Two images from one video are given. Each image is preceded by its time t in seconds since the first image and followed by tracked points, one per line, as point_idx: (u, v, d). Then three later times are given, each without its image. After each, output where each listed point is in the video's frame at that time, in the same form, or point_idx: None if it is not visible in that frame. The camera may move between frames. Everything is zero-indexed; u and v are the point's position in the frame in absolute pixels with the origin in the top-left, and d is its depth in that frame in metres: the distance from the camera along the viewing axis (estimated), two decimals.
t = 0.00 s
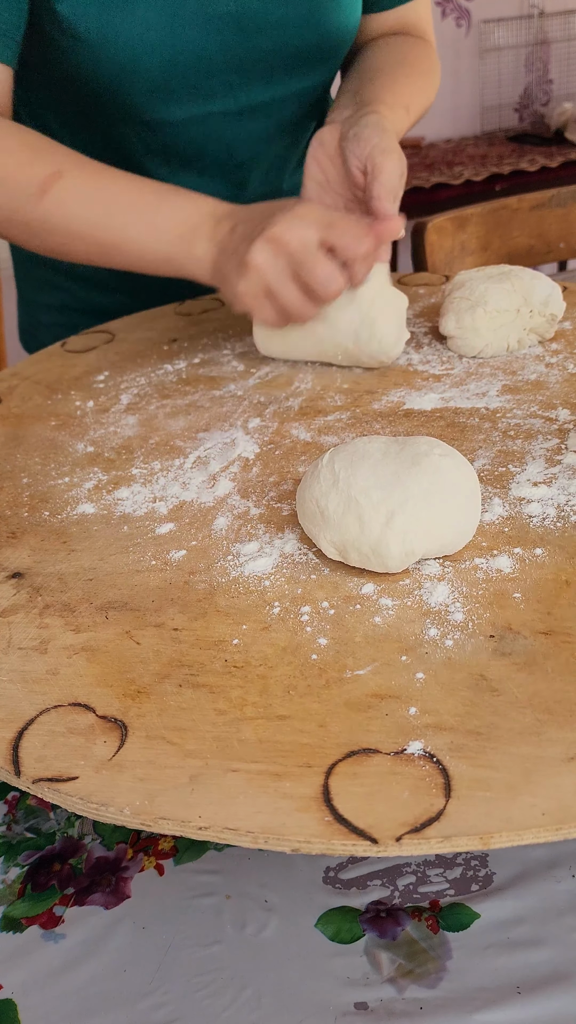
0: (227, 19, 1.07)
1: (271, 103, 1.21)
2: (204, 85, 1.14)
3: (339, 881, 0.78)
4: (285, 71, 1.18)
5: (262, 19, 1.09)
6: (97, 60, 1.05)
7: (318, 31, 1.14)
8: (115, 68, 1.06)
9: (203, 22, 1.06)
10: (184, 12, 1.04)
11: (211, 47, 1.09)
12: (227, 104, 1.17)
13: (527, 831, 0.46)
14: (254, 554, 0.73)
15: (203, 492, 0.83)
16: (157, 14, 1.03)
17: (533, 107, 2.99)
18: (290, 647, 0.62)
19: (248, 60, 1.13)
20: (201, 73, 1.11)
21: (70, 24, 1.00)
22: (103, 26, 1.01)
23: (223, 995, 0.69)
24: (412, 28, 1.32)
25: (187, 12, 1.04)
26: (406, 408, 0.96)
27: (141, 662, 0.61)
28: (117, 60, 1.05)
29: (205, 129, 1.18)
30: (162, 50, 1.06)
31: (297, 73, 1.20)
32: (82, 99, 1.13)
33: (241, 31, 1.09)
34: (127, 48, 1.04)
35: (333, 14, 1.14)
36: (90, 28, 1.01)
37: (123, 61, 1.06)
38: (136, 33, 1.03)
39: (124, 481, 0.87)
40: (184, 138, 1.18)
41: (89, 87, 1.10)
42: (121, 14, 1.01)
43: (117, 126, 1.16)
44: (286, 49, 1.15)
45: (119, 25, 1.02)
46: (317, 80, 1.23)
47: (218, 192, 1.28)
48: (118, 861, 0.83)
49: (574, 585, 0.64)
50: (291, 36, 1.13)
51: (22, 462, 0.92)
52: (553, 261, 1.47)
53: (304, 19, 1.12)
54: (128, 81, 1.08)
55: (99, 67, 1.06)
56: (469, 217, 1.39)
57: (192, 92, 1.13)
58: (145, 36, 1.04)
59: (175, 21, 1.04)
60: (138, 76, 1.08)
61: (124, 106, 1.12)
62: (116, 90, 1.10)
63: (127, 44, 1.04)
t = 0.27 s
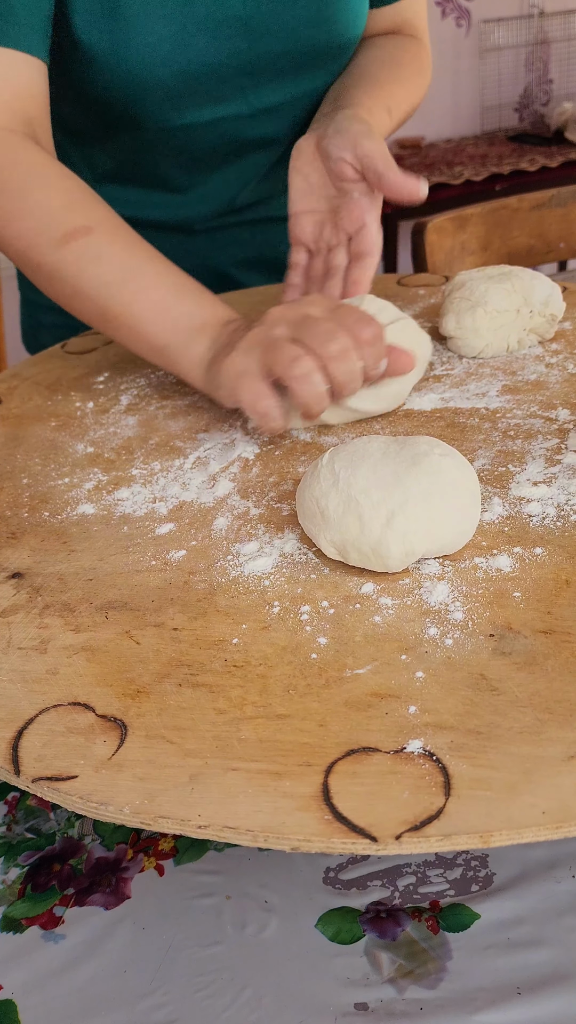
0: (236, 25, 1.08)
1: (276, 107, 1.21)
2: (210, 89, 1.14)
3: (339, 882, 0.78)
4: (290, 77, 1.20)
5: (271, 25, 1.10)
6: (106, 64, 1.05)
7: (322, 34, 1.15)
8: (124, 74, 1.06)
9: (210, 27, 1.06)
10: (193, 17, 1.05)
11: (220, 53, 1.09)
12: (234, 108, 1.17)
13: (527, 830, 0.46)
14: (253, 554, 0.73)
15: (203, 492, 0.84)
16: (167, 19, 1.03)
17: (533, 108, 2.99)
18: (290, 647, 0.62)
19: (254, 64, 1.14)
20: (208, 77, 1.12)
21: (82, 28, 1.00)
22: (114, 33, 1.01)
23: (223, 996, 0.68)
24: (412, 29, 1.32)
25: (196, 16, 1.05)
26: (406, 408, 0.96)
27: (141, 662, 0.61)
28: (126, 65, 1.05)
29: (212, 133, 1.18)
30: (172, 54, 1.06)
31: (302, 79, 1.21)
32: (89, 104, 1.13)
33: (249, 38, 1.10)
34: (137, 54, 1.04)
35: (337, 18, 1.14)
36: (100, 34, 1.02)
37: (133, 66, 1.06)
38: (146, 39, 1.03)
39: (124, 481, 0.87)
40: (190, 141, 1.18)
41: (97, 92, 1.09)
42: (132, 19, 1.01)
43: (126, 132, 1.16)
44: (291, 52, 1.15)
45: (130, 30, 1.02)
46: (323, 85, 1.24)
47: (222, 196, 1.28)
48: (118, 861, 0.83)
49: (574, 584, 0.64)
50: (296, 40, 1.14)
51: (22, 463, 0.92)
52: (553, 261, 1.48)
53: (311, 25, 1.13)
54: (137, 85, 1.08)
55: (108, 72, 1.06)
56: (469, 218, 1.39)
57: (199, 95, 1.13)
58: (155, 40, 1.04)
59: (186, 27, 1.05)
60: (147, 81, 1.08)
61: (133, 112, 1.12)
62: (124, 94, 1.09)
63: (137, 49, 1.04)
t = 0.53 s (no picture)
0: (231, 37, 1.07)
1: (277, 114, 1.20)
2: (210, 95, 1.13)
3: (339, 882, 0.78)
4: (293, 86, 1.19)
5: (266, 37, 1.09)
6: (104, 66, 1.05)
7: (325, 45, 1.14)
8: (115, 77, 1.06)
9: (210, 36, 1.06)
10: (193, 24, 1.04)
11: (213, 62, 1.09)
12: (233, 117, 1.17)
13: (527, 830, 0.45)
14: (253, 554, 0.73)
15: (203, 492, 0.84)
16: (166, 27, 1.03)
17: (533, 108, 2.99)
18: (290, 646, 0.62)
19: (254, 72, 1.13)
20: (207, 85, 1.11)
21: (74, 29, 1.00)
22: (105, 37, 1.02)
23: (223, 996, 0.68)
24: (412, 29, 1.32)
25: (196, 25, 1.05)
26: (406, 408, 0.96)
27: (141, 661, 0.61)
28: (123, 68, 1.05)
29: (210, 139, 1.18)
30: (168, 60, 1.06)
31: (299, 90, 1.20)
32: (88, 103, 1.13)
33: (244, 49, 1.10)
34: (128, 58, 1.04)
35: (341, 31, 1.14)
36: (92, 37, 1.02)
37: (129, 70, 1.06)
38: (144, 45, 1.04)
39: (124, 481, 0.87)
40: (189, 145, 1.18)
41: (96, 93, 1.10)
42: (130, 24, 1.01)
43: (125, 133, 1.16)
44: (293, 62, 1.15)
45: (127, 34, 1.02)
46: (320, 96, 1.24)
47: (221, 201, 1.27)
48: (118, 861, 0.83)
49: (574, 584, 0.64)
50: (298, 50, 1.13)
51: (22, 463, 0.92)
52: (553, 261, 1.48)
53: (307, 38, 1.12)
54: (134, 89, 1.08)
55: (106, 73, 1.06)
56: (469, 218, 1.39)
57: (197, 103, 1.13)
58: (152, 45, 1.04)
59: (178, 37, 1.04)
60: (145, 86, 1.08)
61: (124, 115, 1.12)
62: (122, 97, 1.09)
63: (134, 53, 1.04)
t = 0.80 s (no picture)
0: (234, 30, 1.08)
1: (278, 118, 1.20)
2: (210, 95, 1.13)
3: (339, 882, 0.78)
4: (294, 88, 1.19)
5: (270, 32, 1.10)
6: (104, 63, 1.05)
7: (325, 45, 1.14)
8: (119, 74, 1.06)
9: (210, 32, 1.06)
10: (194, 21, 1.05)
11: (218, 58, 1.09)
12: (234, 117, 1.16)
13: (527, 830, 0.46)
14: (253, 554, 0.73)
15: (203, 492, 0.84)
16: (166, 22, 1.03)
17: (533, 107, 3.00)
18: (290, 647, 0.62)
19: (255, 72, 1.13)
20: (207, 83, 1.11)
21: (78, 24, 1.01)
22: (109, 31, 1.02)
23: (222, 996, 0.68)
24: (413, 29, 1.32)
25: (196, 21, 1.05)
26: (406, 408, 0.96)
27: (141, 661, 0.61)
28: (123, 64, 1.05)
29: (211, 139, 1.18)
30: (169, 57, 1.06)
31: (304, 90, 1.20)
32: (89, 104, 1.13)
33: (248, 45, 1.10)
34: (133, 53, 1.04)
35: (340, 31, 1.14)
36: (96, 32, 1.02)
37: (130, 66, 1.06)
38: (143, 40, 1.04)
39: (124, 481, 0.87)
40: (189, 147, 1.18)
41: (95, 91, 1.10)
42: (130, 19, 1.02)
43: (125, 134, 1.16)
44: (293, 62, 1.15)
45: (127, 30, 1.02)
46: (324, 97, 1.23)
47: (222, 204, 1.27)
48: (118, 861, 0.83)
49: (574, 584, 0.64)
50: (299, 50, 1.13)
51: (22, 463, 0.92)
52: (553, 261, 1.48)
53: (312, 35, 1.12)
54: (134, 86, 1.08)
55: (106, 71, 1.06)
56: (469, 217, 1.39)
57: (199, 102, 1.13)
58: (152, 42, 1.04)
59: (182, 29, 1.05)
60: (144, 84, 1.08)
61: (129, 114, 1.12)
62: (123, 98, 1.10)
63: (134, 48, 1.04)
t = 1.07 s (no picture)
0: (236, 31, 1.08)
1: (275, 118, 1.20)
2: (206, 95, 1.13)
3: (339, 882, 0.78)
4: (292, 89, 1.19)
5: (268, 34, 1.10)
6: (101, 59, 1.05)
7: (324, 49, 1.15)
8: (116, 70, 1.07)
9: (209, 33, 1.07)
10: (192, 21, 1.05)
11: (217, 58, 1.10)
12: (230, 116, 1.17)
13: (526, 829, 0.46)
14: (253, 554, 0.73)
15: (203, 492, 0.83)
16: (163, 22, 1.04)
17: (533, 108, 3.00)
18: (290, 646, 0.62)
19: (252, 71, 1.13)
20: (204, 81, 1.11)
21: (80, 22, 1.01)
22: (111, 30, 1.02)
23: (222, 996, 0.68)
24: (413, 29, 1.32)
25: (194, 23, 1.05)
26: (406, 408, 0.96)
27: (141, 661, 0.61)
28: (120, 61, 1.06)
29: (206, 137, 1.18)
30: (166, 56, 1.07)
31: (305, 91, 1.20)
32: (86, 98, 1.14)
33: (249, 45, 1.10)
34: (133, 51, 1.05)
35: (339, 34, 1.14)
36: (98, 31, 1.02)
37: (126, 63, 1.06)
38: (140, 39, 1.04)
39: (124, 481, 0.87)
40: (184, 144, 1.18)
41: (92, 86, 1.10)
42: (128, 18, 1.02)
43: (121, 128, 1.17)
44: (291, 63, 1.15)
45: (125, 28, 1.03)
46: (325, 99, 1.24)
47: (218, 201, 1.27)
48: (118, 861, 0.83)
49: (573, 584, 0.64)
50: (296, 52, 1.14)
51: (22, 463, 0.92)
52: (553, 261, 1.48)
53: (313, 37, 1.13)
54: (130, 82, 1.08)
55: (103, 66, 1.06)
56: (470, 218, 1.39)
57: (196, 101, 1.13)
58: (150, 41, 1.04)
59: (183, 30, 1.05)
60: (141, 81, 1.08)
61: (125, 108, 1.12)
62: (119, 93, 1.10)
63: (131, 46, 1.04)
